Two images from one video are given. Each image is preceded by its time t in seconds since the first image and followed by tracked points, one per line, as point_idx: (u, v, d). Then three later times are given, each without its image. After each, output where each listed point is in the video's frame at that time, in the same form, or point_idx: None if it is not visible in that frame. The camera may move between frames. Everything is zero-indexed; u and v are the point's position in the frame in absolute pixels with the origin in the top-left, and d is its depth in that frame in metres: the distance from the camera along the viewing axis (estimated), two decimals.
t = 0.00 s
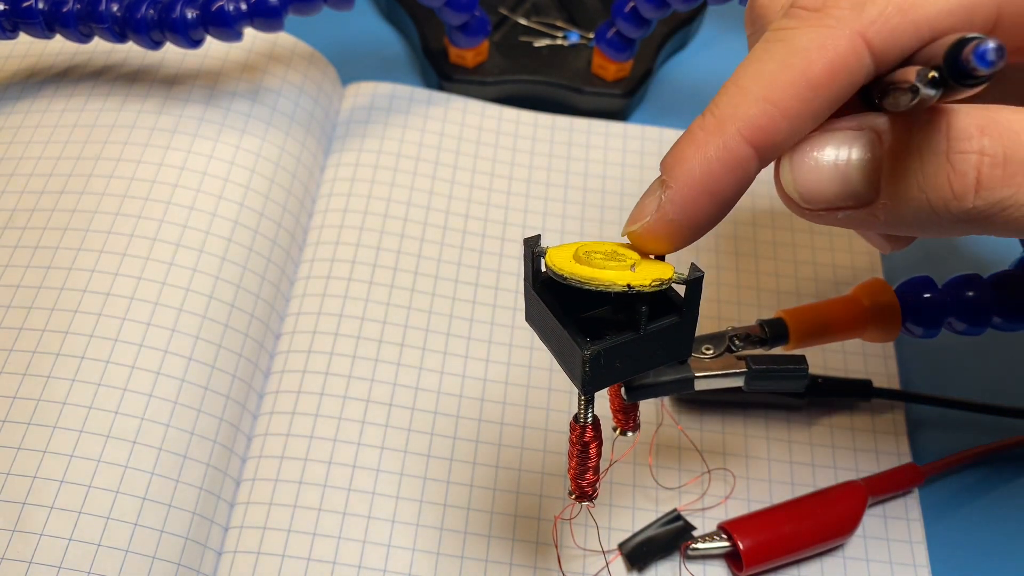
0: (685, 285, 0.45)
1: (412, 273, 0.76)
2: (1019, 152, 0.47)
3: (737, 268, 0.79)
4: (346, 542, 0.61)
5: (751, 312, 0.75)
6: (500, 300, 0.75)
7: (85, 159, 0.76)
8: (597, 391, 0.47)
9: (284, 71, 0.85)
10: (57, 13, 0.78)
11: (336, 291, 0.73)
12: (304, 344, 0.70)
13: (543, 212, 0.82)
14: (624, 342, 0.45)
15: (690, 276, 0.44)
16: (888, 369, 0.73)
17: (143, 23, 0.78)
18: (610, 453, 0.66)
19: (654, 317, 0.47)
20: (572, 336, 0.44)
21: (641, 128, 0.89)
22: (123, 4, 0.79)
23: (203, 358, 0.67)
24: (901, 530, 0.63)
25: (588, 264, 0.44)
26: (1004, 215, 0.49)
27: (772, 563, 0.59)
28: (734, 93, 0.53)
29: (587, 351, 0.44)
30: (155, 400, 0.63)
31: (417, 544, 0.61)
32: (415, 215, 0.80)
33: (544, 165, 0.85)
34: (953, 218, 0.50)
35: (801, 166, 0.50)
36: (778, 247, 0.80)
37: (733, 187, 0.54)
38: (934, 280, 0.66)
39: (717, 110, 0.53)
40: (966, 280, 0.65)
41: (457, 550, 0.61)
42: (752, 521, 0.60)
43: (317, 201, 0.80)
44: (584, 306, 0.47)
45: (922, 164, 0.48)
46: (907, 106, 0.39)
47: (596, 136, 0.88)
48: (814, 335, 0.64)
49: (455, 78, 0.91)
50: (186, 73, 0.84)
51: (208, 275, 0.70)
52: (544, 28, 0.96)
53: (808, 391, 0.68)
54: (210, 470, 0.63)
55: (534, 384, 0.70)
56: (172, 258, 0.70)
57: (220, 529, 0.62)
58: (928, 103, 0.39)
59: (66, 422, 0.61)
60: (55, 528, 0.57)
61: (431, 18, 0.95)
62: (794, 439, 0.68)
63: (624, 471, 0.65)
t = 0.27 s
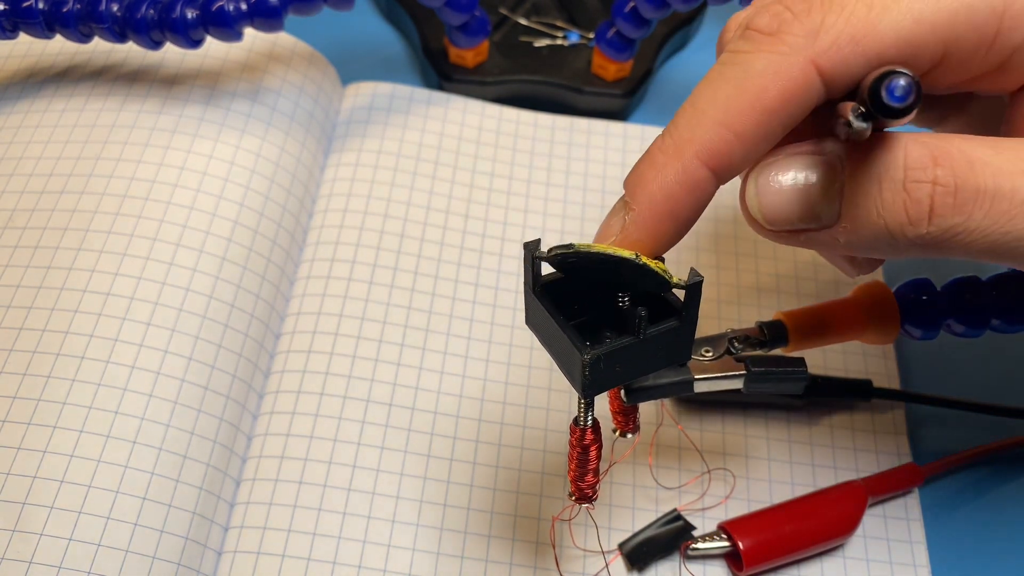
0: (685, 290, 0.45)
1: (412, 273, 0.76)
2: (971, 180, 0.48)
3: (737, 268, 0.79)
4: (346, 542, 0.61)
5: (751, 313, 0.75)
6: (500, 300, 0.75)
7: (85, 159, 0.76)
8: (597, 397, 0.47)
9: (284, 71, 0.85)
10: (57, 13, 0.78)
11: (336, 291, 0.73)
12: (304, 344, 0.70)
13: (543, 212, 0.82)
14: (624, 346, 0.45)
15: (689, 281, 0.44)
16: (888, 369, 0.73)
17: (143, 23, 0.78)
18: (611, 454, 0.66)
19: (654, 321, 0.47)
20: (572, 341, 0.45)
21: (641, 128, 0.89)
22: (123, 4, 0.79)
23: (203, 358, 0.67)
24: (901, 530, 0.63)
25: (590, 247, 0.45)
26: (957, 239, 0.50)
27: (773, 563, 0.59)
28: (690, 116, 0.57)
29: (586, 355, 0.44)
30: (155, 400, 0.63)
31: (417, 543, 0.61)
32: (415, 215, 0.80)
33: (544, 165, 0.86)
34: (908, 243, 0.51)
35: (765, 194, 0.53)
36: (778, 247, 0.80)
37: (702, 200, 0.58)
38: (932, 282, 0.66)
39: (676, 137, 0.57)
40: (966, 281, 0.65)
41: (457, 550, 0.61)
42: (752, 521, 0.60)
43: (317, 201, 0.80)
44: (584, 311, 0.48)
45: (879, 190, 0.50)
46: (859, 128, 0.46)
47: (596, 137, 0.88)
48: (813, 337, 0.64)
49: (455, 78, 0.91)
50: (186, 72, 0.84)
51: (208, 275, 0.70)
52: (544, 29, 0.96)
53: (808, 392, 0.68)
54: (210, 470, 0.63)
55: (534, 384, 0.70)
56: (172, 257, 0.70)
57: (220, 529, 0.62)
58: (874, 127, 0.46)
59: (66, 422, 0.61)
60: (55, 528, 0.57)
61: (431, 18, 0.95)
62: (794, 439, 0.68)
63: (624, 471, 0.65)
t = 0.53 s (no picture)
0: (687, 285, 0.45)
1: (413, 273, 0.76)
2: (978, 168, 0.48)
3: (737, 268, 0.79)
4: (346, 542, 0.61)
5: (751, 312, 0.75)
6: (500, 300, 0.75)
7: (85, 159, 0.76)
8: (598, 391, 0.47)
9: (284, 71, 0.85)
10: (57, 13, 0.78)
11: (336, 291, 0.73)
12: (304, 344, 0.70)
13: (543, 212, 0.82)
14: (625, 342, 0.45)
15: (691, 276, 0.44)
16: (888, 369, 0.73)
17: (143, 23, 0.78)
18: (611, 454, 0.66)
19: (656, 317, 0.47)
20: (573, 336, 0.45)
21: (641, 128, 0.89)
22: (123, 4, 0.79)
23: (203, 358, 0.67)
24: (901, 530, 0.63)
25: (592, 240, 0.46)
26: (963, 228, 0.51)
27: (773, 563, 0.59)
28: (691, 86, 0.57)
29: (588, 350, 0.44)
30: (155, 400, 0.63)
31: (417, 544, 0.61)
32: (415, 215, 0.80)
33: (544, 165, 0.85)
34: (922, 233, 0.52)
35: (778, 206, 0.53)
36: (778, 247, 0.80)
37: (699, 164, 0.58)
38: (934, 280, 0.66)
39: (678, 103, 0.57)
40: (966, 280, 0.65)
41: (457, 550, 0.61)
42: (752, 522, 0.60)
43: (317, 201, 0.80)
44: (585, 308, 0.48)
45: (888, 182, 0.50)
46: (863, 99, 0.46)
47: (596, 137, 0.88)
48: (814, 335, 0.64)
49: (455, 78, 0.91)
50: (186, 72, 0.84)
51: (208, 275, 0.70)
52: (544, 28, 0.96)
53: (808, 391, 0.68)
54: (210, 469, 0.63)
55: (534, 384, 0.70)
56: (172, 257, 0.70)
57: (220, 529, 0.62)
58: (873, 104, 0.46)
59: (66, 422, 0.61)
60: (56, 528, 0.57)
61: (431, 18, 0.95)
62: (794, 438, 0.68)
63: (624, 471, 0.65)
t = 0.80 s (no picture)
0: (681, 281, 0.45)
1: (412, 273, 0.76)
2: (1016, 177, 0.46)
3: (737, 268, 0.79)
4: (346, 542, 0.61)
5: (751, 313, 0.75)
6: (500, 300, 0.75)
7: (85, 159, 0.76)
8: (594, 389, 0.47)
9: (284, 71, 0.85)
10: (57, 13, 0.78)
11: (336, 291, 0.73)
12: (304, 344, 0.70)
13: (543, 212, 0.82)
14: (620, 338, 0.45)
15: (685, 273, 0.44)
16: (888, 369, 0.73)
17: (143, 23, 0.78)
18: (608, 452, 0.66)
19: (652, 313, 0.47)
20: (567, 332, 0.45)
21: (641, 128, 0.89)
22: (123, 4, 0.79)
23: (203, 358, 0.67)
24: (901, 530, 0.63)
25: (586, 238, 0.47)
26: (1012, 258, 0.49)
27: (773, 563, 0.59)
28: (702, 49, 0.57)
29: (581, 347, 0.44)
30: (155, 400, 0.63)
31: (417, 543, 0.61)
32: (415, 215, 0.80)
33: (544, 165, 0.85)
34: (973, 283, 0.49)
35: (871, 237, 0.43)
36: (778, 247, 0.80)
37: (734, 197, 0.47)
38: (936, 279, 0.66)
39: (769, 85, 0.38)
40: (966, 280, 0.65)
41: (457, 550, 0.61)
42: (752, 522, 0.60)
43: (317, 201, 0.80)
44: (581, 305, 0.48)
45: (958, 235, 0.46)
46: (1009, 142, 0.39)
47: (596, 137, 0.88)
48: (812, 334, 0.63)
49: (455, 78, 0.91)
50: (186, 72, 0.84)
51: (207, 275, 0.70)
52: (544, 28, 0.96)
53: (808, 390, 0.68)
54: (210, 469, 0.63)
55: (534, 384, 0.70)
56: (172, 257, 0.70)
57: (220, 529, 0.62)
58: None
59: (66, 422, 0.61)
60: (56, 528, 0.57)
61: (431, 18, 0.95)
62: (794, 439, 0.68)
63: (624, 472, 0.65)
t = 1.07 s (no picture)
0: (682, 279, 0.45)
1: (412, 273, 0.76)
2: None
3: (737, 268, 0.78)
4: (346, 542, 0.61)
5: (751, 313, 0.75)
6: (500, 300, 0.75)
7: (85, 159, 0.76)
8: (595, 390, 0.47)
9: (284, 71, 0.85)
10: (57, 13, 0.78)
11: (336, 291, 0.73)
12: (304, 344, 0.70)
13: (543, 212, 0.82)
14: (622, 339, 0.44)
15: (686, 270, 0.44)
16: (888, 369, 0.72)
17: (143, 23, 0.78)
18: (609, 453, 0.66)
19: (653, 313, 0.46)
20: (569, 333, 0.44)
21: (641, 128, 0.89)
22: (123, 4, 0.79)
23: (203, 359, 0.67)
24: (901, 531, 0.63)
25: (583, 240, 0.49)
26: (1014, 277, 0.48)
27: (773, 563, 0.59)
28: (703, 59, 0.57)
29: (583, 348, 0.43)
30: (155, 400, 0.63)
31: (417, 543, 0.61)
32: (415, 215, 0.80)
33: (544, 165, 0.85)
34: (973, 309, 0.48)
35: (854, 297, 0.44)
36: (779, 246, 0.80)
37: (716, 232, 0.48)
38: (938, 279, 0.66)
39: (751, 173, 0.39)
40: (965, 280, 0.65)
41: (457, 550, 0.61)
42: (752, 523, 0.60)
43: (317, 201, 0.80)
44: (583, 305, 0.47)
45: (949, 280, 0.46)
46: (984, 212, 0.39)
47: (596, 136, 0.88)
48: (813, 335, 0.64)
49: (455, 78, 0.91)
50: (186, 72, 0.84)
51: (207, 274, 0.70)
52: (544, 28, 0.95)
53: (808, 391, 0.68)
54: (210, 470, 0.63)
55: (534, 385, 0.70)
56: (171, 257, 0.70)
57: (220, 529, 0.62)
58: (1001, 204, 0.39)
59: (66, 422, 0.61)
60: (56, 528, 0.57)
61: (431, 18, 0.95)
62: (794, 439, 0.68)
63: (624, 472, 0.65)
